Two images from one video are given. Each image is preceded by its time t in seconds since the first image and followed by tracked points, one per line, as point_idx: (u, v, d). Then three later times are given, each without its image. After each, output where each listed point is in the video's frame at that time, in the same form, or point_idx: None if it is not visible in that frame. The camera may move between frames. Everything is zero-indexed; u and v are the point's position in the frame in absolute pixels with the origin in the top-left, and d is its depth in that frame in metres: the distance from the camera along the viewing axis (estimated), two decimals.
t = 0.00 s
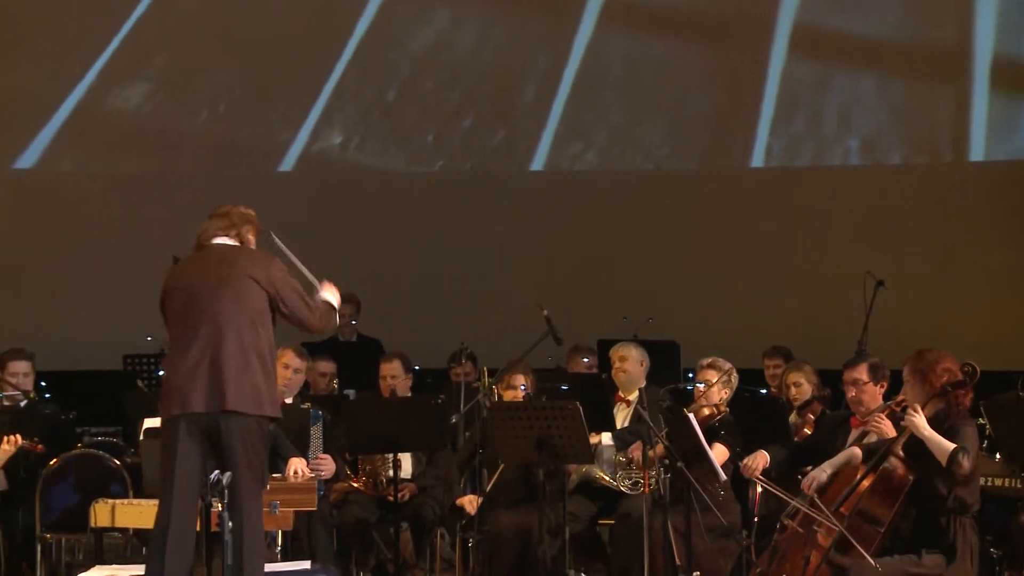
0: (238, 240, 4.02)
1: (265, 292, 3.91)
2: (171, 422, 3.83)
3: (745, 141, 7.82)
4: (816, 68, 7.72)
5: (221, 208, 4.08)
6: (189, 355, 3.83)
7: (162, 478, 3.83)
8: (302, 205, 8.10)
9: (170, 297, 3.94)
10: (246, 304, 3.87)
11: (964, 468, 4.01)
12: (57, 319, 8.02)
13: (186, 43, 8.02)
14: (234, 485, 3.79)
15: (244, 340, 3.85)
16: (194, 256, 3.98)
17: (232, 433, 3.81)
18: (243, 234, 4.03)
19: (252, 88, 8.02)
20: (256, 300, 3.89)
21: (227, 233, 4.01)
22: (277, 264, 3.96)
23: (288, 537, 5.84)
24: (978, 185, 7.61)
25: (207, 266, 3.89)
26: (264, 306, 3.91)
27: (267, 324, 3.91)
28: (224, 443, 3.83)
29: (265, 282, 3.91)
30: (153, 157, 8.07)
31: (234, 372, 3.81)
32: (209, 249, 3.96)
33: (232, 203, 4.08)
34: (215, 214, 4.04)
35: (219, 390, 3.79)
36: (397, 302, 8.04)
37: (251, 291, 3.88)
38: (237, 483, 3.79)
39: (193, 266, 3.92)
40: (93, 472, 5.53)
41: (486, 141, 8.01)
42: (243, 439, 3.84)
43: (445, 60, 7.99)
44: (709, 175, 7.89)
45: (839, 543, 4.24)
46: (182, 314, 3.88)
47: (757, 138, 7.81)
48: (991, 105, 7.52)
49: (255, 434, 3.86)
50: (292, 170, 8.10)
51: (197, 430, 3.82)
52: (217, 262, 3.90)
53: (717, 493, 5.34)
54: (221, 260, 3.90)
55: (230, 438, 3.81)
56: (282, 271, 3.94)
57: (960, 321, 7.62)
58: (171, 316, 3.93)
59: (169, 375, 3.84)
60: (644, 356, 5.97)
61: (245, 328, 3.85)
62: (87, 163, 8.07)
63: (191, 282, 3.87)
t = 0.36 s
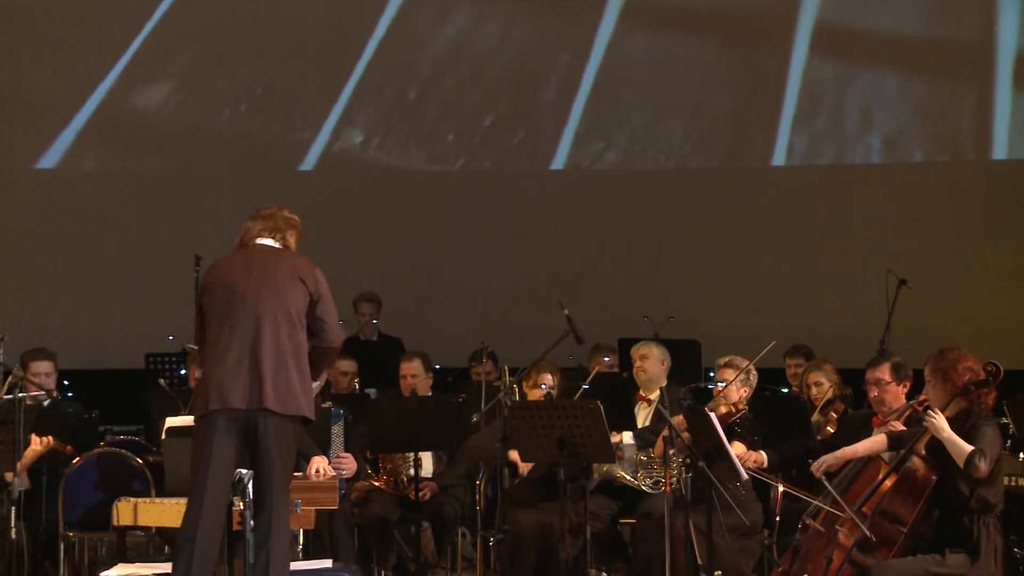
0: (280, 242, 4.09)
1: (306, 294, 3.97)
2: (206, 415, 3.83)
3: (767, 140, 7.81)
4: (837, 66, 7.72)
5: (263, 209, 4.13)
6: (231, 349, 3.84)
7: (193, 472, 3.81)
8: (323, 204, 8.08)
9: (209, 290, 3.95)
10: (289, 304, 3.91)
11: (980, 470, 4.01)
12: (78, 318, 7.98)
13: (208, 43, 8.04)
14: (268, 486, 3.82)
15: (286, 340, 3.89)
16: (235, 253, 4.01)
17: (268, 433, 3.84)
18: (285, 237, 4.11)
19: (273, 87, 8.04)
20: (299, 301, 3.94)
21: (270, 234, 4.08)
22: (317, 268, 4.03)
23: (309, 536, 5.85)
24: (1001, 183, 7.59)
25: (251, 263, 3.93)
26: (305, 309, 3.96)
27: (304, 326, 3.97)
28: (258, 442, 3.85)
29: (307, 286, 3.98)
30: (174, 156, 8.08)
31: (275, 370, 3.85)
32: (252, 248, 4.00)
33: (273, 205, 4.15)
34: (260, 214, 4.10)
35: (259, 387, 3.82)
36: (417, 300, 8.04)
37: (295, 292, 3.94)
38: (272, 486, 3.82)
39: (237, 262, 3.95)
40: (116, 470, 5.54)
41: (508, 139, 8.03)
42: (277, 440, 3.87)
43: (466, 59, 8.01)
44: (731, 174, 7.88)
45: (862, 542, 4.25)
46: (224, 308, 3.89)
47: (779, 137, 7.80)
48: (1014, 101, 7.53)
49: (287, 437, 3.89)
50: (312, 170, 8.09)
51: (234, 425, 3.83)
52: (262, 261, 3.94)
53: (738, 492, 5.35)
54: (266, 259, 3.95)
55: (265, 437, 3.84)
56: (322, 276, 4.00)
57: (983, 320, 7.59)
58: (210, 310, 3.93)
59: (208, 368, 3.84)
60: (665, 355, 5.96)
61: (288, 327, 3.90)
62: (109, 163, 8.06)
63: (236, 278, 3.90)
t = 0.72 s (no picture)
0: (313, 241, 4.11)
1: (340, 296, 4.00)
2: (236, 415, 3.83)
3: (793, 140, 7.80)
4: (864, 66, 7.75)
5: (296, 205, 4.14)
6: (264, 349, 3.85)
7: (223, 472, 3.83)
8: (348, 204, 8.08)
9: (241, 289, 3.96)
10: (321, 305, 3.93)
11: (992, 482, 3.98)
12: (105, 318, 7.95)
13: (235, 43, 8.05)
14: (295, 486, 3.83)
15: (318, 342, 3.92)
16: (268, 252, 4.02)
17: (299, 435, 3.85)
18: (317, 235, 4.12)
19: (299, 87, 8.05)
20: (332, 303, 3.96)
21: (303, 231, 4.10)
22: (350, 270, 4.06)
23: (336, 536, 5.88)
24: None
25: (285, 264, 3.95)
26: (337, 311, 3.99)
27: (336, 328, 3.99)
28: (286, 443, 3.86)
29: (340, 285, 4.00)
30: (202, 155, 8.09)
31: (307, 373, 3.86)
32: (286, 247, 4.02)
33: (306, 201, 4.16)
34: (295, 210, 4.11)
35: (292, 390, 3.83)
36: (444, 300, 8.05)
37: (329, 295, 3.96)
38: (299, 486, 3.83)
39: (272, 262, 3.96)
40: (143, 470, 5.56)
41: (535, 139, 8.02)
42: (308, 442, 3.88)
43: (492, 58, 8.02)
44: (758, 173, 7.85)
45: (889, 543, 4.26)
46: (258, 307, 3.90)
47: (806, 135, 7.79)
48: None
49: (318, 439, 3.91)
50: (338, 170, 8.10)
51: (264, 426, 3.83)
52: (297, 262, 3.96)
53: (764, 492, 5.34)
54: (300, 260, 3.97)
55: (295, 438, 3.85)
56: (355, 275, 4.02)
57: (1010, 320, 7.56)
58: (242, 309, 3.94)
59: (240, 368, 3.85)
60: (691, 355, 5.95)
61: (320, 331, 3.92)
62: (136, 163, 8.08)
63: (270, 277, 3.92)
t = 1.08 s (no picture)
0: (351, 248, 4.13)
1: (375, 302, 4.01)
2: (266, 414, 3.85)
3: (826, 140, 7.80)
4: (896, 66, 7.74)
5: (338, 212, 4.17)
6: (297, 350, 3.87)
7: (253, 470, 3.84)
8: (378, 203, 8.08)
9: (278, 290, 3.98)
10: (357, 310, 3.95)
11: None
12: (137, 319, 7.96)
13: (266, 44, 8.04)
14: (325, 488, 3.84)
15: (350, 345, 3.92)
16: (307, 255, 4.04)
17: (328, 438, 3.86)
18: (356, 243, 4.14)
19: (331, 87, 8.05)
20: (367, 308, 3.98)
21: (342, 239, 4.11)
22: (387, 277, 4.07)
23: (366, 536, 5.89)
24: None
25: (324, 268, 3.97)
26: (372, 317, 4.00)
27: (370, 334, 4.01)
28: (316, 444, 3.88)
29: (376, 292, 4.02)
30: (233, 157, 8.12)
31: (338, 374, 3.87)
32: (325, 252, 4.04)
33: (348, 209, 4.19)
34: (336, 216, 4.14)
35: (321, 390, 3.84)
36: (474, 300, 8.04)
37: (364, 300, 3.97)
38: (329, 488, 3.84)
39: (309, 264, 3.99)
40: (176, 472, 5.57)
41: (565, 139, 8.01)
42: (338, 444, 3.89)
43: (524, 59, 8.03)
44: (790, 174, 7.83)
45: (921, 546, 4.23)
46: (292, 308, 3.91)
47: (837, 137, 7.79)
48: None
49: (348, 443, 3.92)
50: (369, 171, 8.11)
51: (293, 426, 3.84)
52: (334, 266, 3.98)
53: (795, 493, 5.30)
54: (339, 265, 3.99)
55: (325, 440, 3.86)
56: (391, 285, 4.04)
57: None
58: (276, 310, 3.96)
59: (272, 368, 3.87)
60: (722, 356, 5.93)
61: (353, 334, 3.93)
62: (167, 164, 8.08)
63: (308, 280, 3.94)
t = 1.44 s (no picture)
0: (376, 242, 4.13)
1: (402, 298, 4.01)
2: (298, 415, 3.86)
3: (858, 140, 7.76)
4: (930, 65, 7.68)
5: (360, 205, 4.16)
6: (327, 350, 3.88)
7: (285, 471, 3.86)
8: (411, 203, 8.10)
9: (306, 290, 3.98)
10: (384, 306, 3.95)
11: None
12: (170, 320, 7.98)
13: (297, 45, 8.05)
14: (356, 488, 3.85)
15: (380, 343, 3.93)
16: (333, 253, 4.04)
17: (362, 437, 3.87)
18: (381, 237, 4.14)
19: (362, 87, 8.06)
20: (395, 304, 3.98)
21: (366, 233, 4.11)
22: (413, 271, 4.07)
23: (398, 536, 5.89)
24: None
25: (350, 265, 3.97)
26: (400, 313, 4.00)
27: (399, 330, 4.01)
28: (349, 443, 3.89)
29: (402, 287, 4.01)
30: (264, 157, 8.12)
31: (369, 373, 3.88)
32: (350, 248, 4.04)
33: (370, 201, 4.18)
34: (358, 211, 4.13)
35: (352, 390, 3.84)
36: (505, 301, 8.04)
37: (392, 296, 3.97)
38: (361, 488, 3.85)
39: (336, 262, 3.98)
40: (206, 471, 5.60)
41: (595, 140, 8.00)
42: (370, 442, 3.90)
43: (555, 59, 8.00)
44: (821, 174, 7.83)
45: (957, 546, 4.22)
46: (320, 307, 3.92)
47: (870, 136, 7.75)
48: None
49: (381, 441, 3.93)
50: (401, 171, 8.12)
51: (326, 426, 3.85)
52: (361, 263, 3.98)
53: (828, 494, 5.26)
54: (365, 261, 3.99)
55: (358, 439, 3.87)
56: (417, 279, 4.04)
57: None
58: (305, 310, 3.96)
59: (302, 369, 3.87)
60: (754, 356, 5.92)
61: (382, 332, 3.94)
62: (200, 166, 8.09)
63: (334, 279, 3.94)
